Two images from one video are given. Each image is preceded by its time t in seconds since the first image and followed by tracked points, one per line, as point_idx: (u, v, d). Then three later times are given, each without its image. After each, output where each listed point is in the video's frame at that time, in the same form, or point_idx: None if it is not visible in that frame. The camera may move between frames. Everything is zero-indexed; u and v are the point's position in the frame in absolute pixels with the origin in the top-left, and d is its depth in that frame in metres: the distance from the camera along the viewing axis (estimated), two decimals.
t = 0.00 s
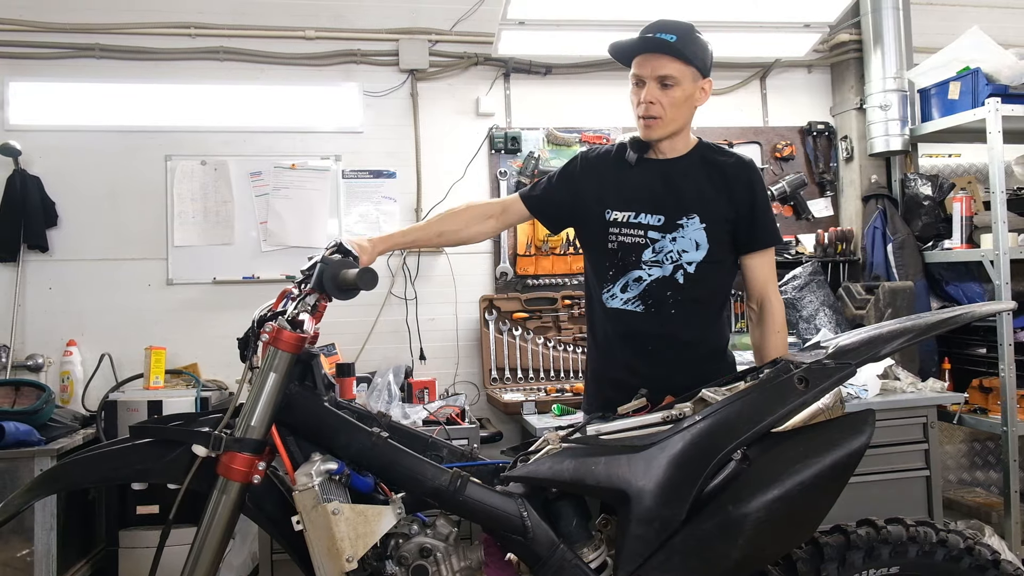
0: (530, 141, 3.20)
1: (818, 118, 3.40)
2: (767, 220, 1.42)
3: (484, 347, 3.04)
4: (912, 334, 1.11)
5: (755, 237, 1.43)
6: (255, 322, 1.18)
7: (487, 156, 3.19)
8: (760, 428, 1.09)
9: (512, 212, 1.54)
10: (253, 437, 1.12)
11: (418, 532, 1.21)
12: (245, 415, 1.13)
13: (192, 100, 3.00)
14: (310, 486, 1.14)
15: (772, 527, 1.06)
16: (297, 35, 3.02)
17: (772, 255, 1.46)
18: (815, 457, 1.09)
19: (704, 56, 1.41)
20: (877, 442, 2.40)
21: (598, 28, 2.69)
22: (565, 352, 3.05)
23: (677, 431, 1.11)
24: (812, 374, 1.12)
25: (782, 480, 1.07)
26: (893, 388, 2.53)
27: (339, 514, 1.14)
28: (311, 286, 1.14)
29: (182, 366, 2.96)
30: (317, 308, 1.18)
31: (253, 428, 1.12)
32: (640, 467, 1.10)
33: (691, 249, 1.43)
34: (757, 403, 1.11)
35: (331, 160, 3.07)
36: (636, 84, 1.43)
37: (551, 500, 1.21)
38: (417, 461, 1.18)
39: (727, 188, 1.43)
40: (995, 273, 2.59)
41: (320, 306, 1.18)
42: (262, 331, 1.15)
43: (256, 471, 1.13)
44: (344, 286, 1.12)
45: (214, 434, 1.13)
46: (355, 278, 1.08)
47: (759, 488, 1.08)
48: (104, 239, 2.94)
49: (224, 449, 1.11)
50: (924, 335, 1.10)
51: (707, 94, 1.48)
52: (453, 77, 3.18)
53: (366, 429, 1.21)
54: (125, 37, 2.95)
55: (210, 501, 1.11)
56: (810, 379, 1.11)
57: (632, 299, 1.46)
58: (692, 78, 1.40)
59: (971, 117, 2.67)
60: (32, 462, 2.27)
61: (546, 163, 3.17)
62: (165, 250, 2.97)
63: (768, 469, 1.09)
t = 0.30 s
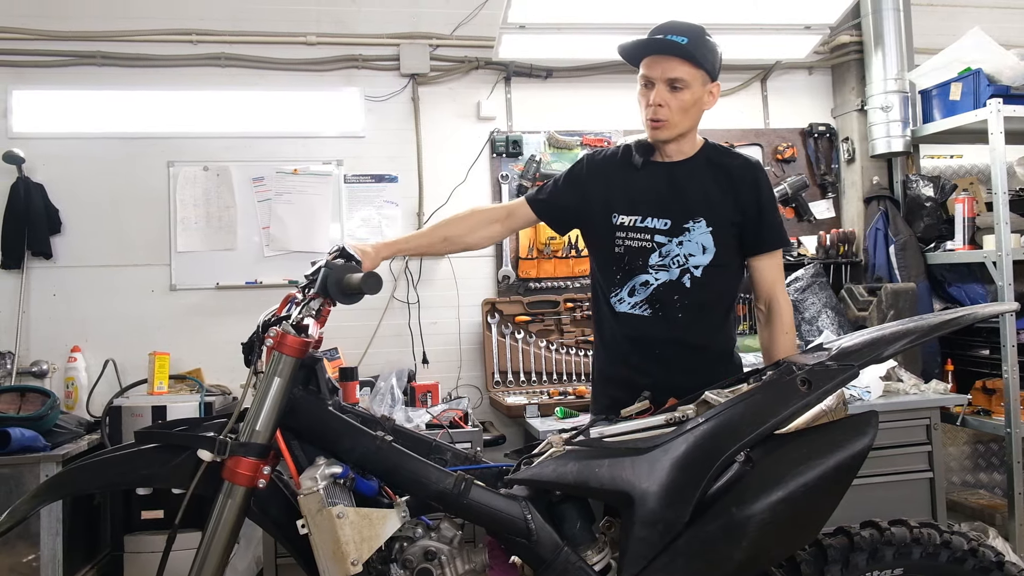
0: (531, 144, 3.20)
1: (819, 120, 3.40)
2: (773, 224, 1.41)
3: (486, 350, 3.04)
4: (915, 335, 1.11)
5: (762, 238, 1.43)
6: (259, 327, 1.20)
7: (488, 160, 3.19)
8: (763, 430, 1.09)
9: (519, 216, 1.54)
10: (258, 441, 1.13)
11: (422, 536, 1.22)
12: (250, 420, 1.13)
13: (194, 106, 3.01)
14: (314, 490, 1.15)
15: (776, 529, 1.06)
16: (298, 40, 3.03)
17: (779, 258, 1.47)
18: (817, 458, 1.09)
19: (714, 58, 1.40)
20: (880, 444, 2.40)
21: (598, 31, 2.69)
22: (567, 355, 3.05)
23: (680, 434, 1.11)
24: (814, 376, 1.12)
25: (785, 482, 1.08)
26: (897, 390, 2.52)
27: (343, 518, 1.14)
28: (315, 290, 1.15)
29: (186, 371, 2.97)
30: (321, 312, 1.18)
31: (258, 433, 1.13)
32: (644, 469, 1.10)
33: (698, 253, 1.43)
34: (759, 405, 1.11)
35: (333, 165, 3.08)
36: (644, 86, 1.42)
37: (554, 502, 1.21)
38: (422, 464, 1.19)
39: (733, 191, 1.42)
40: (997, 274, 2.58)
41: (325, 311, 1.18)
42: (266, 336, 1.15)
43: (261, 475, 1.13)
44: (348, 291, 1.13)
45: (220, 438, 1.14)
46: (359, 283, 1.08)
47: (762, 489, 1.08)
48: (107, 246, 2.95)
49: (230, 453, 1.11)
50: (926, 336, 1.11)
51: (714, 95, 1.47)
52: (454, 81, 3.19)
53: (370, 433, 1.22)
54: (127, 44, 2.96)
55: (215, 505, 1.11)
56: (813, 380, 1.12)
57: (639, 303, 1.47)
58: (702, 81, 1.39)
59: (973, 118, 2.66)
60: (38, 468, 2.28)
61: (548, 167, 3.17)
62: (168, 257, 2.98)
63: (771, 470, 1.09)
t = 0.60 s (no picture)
0: (532, 146, 3.19)
1: (820, 121, 3.40)
2: (781, 226, 1.41)
3: (489, 353, 3.04)
4: (918, 335, 1.12)
5: (769, 241, 1.43)
6: (264, 329, 1.20)
7: (490, 162, 3.20)
8: (767, 431, 1.09)
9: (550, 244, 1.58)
10: (263, 444, 1.13)
11: (427, 538, 1.23)
12: (254, 423, 1.13)
13: (196, 110, 3.02)
14: (319, 492, 1.15)
15: (781, 529, 1.06)
16: (300, 44, 3.04)
17: (786, 258, 1.46)
18: (822, 459, 1.09)
19: (729, 59, 1.39)
20: (884, 444, 2.40)
21: (598, 33, 2.69)
22: (570, 357, 3.05)
23: (683, 434, 1.11)
24: (818, 376, 1.12)
25: (789, 482, 1.08)
26: (900, 390, 2.52)
27: (347, 520, 1.14)
28: (321, 293, 1.15)
29: (189, 375, 2.97)
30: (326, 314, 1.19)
31: (263, 435, 1.13)
32: (648, 470, 1.09)
33: (706, 254, 1.43)
34: (763, 406, 1.11)
35: (335, 168, 3.09)
36: (658, 87, 1.40)
37: (559, 504, 1.21)
38: (426, 466, 1.19)
39: (743, 193, 1.42)
40: (1000, 274, 2.58)
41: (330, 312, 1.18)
42: (270, 339, 1.15)
43: (267, 478, 1.14)
44: (354, 293, 1.14)
45: (223, 441, 1.14)
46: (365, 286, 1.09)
47: (766, 490, 1.08)
48: (110, 250, 2.96)
49: (234, 456, 1.11)
50: (930, 336, 1.11)
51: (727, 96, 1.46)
52: (455, 84, 3.19)
53: (374, 435, 1.22)
54: (128, 49, 2.97)
55: (220, 508, 1.12)
56: (817, 381, 1.12)
57: (647, 304, 1.46)
58: (716, 82, 1.38)
59: (975, 117, 2.66)
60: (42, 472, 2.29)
61: (550, 169, 3.17)
62: (171, 261, 2.99)
63: (776, 471, 1.09)
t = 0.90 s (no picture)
0: (532, 147, 3.19)
1: (820, 121, 3.40)
2: (766, 223, 1.42)
3: (490, 354, 3.04)
4: (918, 335, 1.11)
5: (756, 237, 1.43)
6: (264, 331, 1.21)
7: (490, 164, 3.19)
8: (768, 431, 1.09)
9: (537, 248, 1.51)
10: (263, 447, 1.13)
11: (428, 540, 1.21)
12: (254, 426, 1.13)
13: (195, 113, 3.01)
14: (319, 494, 1.15)
15: (782, 529, 1.06)
16: (299, 46, 3.03)
17: (772, 254, 1.46)
18: (822, 458, 1.09)
19: (707, 59, 1.40)
20: (885, 444, 2.40)
21: (597, 34, 2.68)
22: (572, 358, 3.05)
23: (684, 435, 1.11)
24: (819, 376, 1.12)
25: (790, 482, 1.08)
26: (901, 390, 2.52)
27: (348, 523, 1.14)
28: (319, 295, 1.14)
29: (190, 377, 2.97)
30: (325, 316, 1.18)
31: (263, 438, 1.13)
32: (648, 471, 1.09)
33: (698, 253, 1.41)
34: (764, 406, 1.11)
35: (335, 170, 3.08)
36: (639, 88, 1.41)
37: (559, 505, 1.21)
38: (427, 468, 1.18)
39: (729, 190, 1.43)
40: (1001, 273, 2.58)
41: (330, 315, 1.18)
42: (269, 342, 1.15)
43: (267, 481, 1.14)
44: (353, 295, 1.13)
45: (224, 444, 1.14)
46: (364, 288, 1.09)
47: (767, 490, 1.08)
48: (110, 253, 2.96)
49: (234, 459, 1.11)
50: (931, 335, 1.11)
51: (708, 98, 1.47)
52: (455, 85, 3.19)
53: (374, 437, 1.21)
54: (127, 52, 2.97)
55: (221, 511, 1.12)
56: (817, 381, 1.11)
57: (642, 306, 1.43)
58: (696, 81, 1.39)
59: (975, 117, 2.66)
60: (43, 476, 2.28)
61: (550, 170, 3.17)
62: (171, 264, 2.98)
63: (777, 471, 1.09)
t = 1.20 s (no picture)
0: (535, 148, 3.19)
1: (822, 121, 3.39)
2: (728, 214, 1.41)
3: (493, 355, 3.04)
4: (922, 336, 1.11)
5: (720, 229, 1.42)
6: (267, 331, 1.21)
7: (492, 165, 3.20)
8: (771, 432, 1.09)
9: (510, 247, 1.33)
10: (266, 447, 1.13)
11: (430, 540, 1.22)
12: (258, 426, 1.13)
13: (198, 114, 3.02)
14: (322, 494, 1.15)
15: (785, 530, 1.06)
16: (301, 47, 3.04)
17: (731, 247, 1.46)
18: (826, 459, 1.09)
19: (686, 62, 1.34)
20: (887, 445, 2.39)
21: (599, 35, 2.69)
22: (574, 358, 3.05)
23: (687, 435, 1.11)
24: (822, 377, 1.11)
25: (793, 483, 1.07)
26: (904, 391, 2.51)
27: (351, 523, 1.15)
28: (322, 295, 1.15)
29: (193, 378, 2.98)
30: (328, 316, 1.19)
31: (266, 438, 1.13)
32: (651, 472, 1.09)
33: (674, 247, 1.36)
34: (767, 407, 1.11)
35: (337, 171, 3.09)
36: (627, 94, 1.31)
37: (562, 505, 1.21)
38: (429, 469, 1.18)
39: (693, 183, 1.40)
40: (1004, 273, 2.58)
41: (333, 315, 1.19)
42: (273, 342, 1.15)
43: (270, 480, 1.14)
44: (356, 295, 1.13)
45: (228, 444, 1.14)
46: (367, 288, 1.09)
47: (770, 491, 1.07)
48: (112, 254, 2.96)
49: (238, 459, 1.11)
50: (934, 336, 1.10)
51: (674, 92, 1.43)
52: (457, 85, 3.19)
53: (377, 437, 1.21)
54: (130, 53, 2.98)
55: (224, 512, 1.12)
56: (821, 382, 1.11)
57: (624, 305, 1.35)
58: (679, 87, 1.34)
59: (978, 117, 2.65)
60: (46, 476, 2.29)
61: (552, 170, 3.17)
62: (173, 264, 2.99)
63: (780, 472, 1.09)
